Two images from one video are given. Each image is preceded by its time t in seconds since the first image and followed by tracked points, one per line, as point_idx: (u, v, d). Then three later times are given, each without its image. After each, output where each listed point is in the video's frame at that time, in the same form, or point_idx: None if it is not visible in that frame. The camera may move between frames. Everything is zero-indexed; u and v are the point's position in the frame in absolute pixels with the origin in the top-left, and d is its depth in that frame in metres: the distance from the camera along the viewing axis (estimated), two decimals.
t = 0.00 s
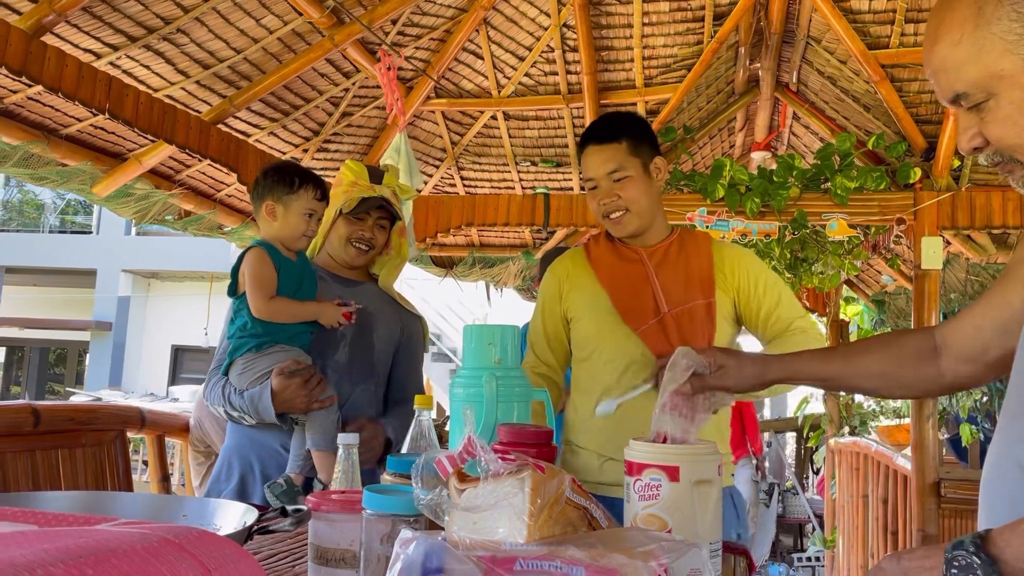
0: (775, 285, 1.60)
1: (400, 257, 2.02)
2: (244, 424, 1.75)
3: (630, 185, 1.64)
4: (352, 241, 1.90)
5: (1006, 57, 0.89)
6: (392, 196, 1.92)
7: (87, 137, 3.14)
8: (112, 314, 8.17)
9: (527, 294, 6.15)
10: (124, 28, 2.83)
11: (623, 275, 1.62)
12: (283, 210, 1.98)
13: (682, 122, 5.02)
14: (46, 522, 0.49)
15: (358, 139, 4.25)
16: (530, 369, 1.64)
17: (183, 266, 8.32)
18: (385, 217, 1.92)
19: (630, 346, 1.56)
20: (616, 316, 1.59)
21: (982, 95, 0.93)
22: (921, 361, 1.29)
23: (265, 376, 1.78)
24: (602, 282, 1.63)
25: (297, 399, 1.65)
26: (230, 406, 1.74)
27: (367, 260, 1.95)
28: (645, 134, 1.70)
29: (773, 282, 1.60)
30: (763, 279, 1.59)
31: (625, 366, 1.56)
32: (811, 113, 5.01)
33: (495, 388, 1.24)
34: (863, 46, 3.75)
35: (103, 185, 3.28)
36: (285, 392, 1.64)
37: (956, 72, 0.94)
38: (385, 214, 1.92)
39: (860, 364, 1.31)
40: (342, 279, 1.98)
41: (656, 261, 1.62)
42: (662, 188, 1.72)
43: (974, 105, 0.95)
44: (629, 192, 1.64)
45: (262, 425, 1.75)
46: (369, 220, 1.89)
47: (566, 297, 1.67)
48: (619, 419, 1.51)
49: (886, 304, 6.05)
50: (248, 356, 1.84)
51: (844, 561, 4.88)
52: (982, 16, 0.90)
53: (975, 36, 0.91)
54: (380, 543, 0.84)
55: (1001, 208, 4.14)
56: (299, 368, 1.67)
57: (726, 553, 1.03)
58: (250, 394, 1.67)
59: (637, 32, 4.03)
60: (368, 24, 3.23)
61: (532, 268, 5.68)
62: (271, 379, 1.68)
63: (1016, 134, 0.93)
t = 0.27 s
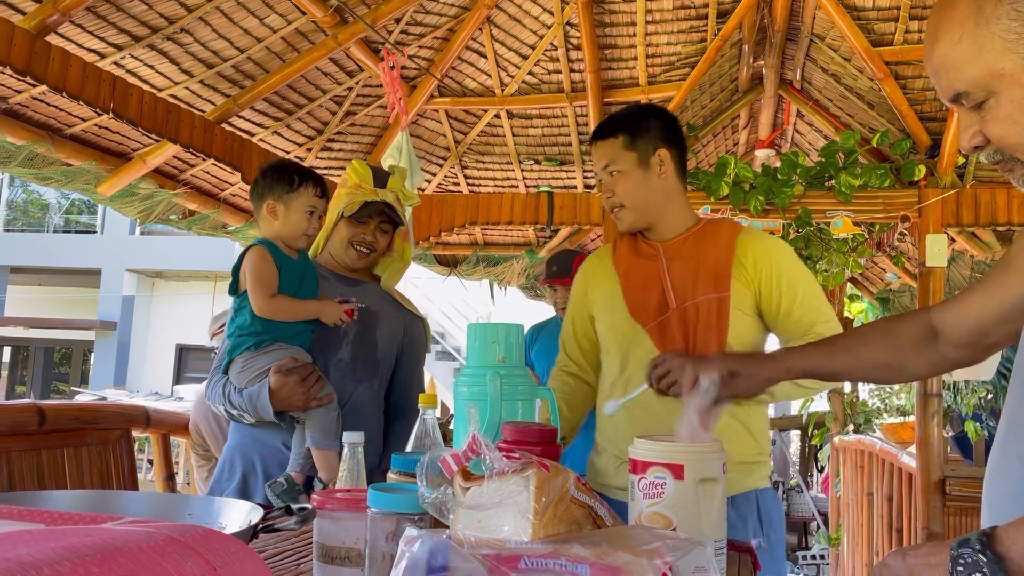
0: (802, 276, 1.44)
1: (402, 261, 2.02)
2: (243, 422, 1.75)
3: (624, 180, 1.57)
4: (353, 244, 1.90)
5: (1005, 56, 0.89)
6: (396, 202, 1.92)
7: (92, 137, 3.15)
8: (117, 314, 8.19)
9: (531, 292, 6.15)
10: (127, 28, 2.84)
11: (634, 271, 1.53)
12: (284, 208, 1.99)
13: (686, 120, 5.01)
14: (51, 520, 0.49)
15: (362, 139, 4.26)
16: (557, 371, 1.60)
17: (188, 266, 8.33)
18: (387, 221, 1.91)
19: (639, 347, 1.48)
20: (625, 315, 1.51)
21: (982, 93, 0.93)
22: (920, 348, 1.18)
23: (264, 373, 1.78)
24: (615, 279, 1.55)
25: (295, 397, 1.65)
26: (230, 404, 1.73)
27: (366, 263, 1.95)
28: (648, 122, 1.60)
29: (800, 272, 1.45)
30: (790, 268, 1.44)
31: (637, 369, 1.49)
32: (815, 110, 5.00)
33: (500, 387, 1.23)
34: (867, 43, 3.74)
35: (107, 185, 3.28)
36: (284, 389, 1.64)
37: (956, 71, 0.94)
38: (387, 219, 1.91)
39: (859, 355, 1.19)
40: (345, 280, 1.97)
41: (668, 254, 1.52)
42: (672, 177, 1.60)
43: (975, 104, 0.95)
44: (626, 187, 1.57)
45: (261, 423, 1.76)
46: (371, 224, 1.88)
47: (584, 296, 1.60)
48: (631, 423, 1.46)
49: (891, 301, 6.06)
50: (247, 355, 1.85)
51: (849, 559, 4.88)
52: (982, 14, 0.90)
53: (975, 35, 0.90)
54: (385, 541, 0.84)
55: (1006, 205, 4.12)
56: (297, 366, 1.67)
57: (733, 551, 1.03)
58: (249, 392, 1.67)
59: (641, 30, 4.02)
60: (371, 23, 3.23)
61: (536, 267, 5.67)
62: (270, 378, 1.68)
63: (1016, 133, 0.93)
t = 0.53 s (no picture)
0: (851, 267, 1.32)
1: (407, 259, 2.03)
2: (246, 420, 1.77)
3: (673, 169, 1.53)
4: (359, 243, 1.90)
5: (1009, 54, 0.89)
6: (404, 202, 1.91)
7: (97, 137, 3.16)
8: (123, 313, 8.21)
9: (535, 291, 6.14)
10: (132, 27, 2.84)
11: (682, 268, 1.53)
12: (285, 207, 1.99)
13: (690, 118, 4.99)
14: (60, 517, 0.49)
15: (366, 138, 4.26)
16: (640, 382, 1.60)
17: (193, 265, 8.35)
18: (394, 221, 1.91)
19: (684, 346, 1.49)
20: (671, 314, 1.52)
21: (985, 91, 0.93)
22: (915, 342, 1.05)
23: (266, 371, 1.77)
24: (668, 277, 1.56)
25: (297, 394, 1.65)
26: (233, 402, 1.76)
27: (371, 263, 1.96)
28: (703, 107, 1.54)
29: (847, 264, 1.32)
30: (836, 260, 1.33)
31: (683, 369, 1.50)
32: (820, 108, 4.98)
33: (505, 385, 1.23)
34: (872, 39, 3.72)
35: (113, 184, 3.28)
36: (285, 386, 1.65)
37: (959, 68, 0.93)
38: (394, 220, 1.90)
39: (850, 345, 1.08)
40: (351, 278, 1.97)
41: (713, 248, 1.49)
42: (729, 163, 1.52)
43: (978, 102, 0.95)
44: (675, 177, 1.53)
45: (264, 420, 1.76)
46: (377, 224, 1.88)
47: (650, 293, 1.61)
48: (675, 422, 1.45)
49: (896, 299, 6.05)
50: (250, 352, 1.85)
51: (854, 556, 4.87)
52: (985, 12, 0.89)
53: (977, 33, 0.90)
54: (391, 539, 0.84)
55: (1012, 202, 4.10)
56: (299, 363, 1.68)
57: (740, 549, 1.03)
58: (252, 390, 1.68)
59: (645, 28, 4.02)
60: (375, 22, 3.23)
61: (541, 265, 5.66)
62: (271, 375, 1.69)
63: (1020, 130, 0.92)
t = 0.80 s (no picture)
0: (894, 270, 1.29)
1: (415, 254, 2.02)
2: (256, 420, 1.76)
3: (730, 158, 1.55)
4: (365, 239, 1.89)
5: (1012, 54, 0.88)
6: (407, 196, 1.92)
7: (104, 136, 3.16)
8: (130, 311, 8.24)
9: (541, 288, 6.14)
10: (138, 27, 2.85)
11: (733, 262, 1.56)
12: (289, 207, 2.00)
13: (696, 115, 4.97)
14: (68, 516, 0.49)
15: (371, 136, 4.26)
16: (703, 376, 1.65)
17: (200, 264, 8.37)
18: (399, 216, 1.91)
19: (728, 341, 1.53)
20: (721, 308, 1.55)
21: (989, 91, 0.92)
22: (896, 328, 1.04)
23: (274, 373, 1.81)
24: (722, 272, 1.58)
25: (304, 394, 1.63)
26: (243, 403, 1.74)
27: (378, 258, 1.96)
28: (765, 94, 1.55)
29: (887, 267, 1.30)
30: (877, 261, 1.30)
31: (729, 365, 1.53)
32: (826, 104, 4.96)
33: (510, 383, 1.23)
34: (879, 36, 3.70)
35: (119, 183, 3.30)
36: (292, 388, 1.62)
37: (963, 66, 0.93)
38: (399, 215, 1.91)
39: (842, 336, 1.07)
40: (359, 275, 1.97)
41: (762, 243, 1.50)
42: (790, 150, 1.52)
43: (982, 101, 0.94)
44: (732, 165, 1.55)
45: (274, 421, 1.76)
46: (383, 219, 1.88)
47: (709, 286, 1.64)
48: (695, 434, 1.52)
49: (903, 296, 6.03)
50: (256, 355, 1.87)
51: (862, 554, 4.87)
52: (988, 11, 0.89)
53: (981, 32, 0.89)
54: (397, 537, 0.84)
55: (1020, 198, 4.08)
56: (305, 364, 1.65)
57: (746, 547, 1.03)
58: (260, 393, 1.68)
59: (650, 25, 4.01)
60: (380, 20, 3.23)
61: (546, 263, 5.66)
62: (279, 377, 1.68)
63: None
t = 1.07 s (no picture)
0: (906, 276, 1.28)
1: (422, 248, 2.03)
2: (271, 420, 1.77)
3: (765, 143, 1.54)
4: (373, 236, 1.90)
5: None
6: (414, 191, 1.91)
7: (111, 135, 3.18)
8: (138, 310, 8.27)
9: (547, 286, 6.13)
10: (144, 26, 2.86)
11: (758, 255, 1.56)
12: (300, 207, 2.01)
13: (703, 112, 4.96)
14: (75, 514, 0.50)
15: (378, 134, 4.27)
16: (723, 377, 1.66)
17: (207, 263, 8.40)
18: (406, 211, 1.92)
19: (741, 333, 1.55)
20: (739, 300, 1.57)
21: (1002, 83, 0.92)
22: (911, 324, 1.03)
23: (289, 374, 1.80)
24: (746, 265, 1.59)
25: (322, 394, 1.64)
26: (259, 403, 1.75)
27: (388, 254, 1.96)
28: (808, 84, 1.54)
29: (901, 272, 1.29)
30: (891, 265, 1.29)
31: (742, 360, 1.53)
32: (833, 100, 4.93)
33: (517, 381, 1.23)
34: (886, 32, 3.68)
35: (127, 182, 3.31)
36: (309, 389, 1.63)
37: (975, 59, 0.92)
38: (406, 210, 1.91)
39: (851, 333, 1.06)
40: (367, 272, 1.98)
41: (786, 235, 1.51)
42: (826, 142, 1.50)
43: (995, 94, 0.94)
44: (766, 151, 1.54)
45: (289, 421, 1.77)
46: (389, 215, 1.89)
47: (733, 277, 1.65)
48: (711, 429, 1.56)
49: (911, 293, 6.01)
50: (271, 356, 1.87)
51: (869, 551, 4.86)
52: (1003, 3, 0.88)
53: (995, 24, 0.89)
54: (404, 535, 0.84)
55: None
56: (321, 364, 1.66)
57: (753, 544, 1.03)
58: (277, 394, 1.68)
59: (656, 22, 4.00)
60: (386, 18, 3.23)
61: (553, 260, 5.65)
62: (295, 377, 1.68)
63: None
